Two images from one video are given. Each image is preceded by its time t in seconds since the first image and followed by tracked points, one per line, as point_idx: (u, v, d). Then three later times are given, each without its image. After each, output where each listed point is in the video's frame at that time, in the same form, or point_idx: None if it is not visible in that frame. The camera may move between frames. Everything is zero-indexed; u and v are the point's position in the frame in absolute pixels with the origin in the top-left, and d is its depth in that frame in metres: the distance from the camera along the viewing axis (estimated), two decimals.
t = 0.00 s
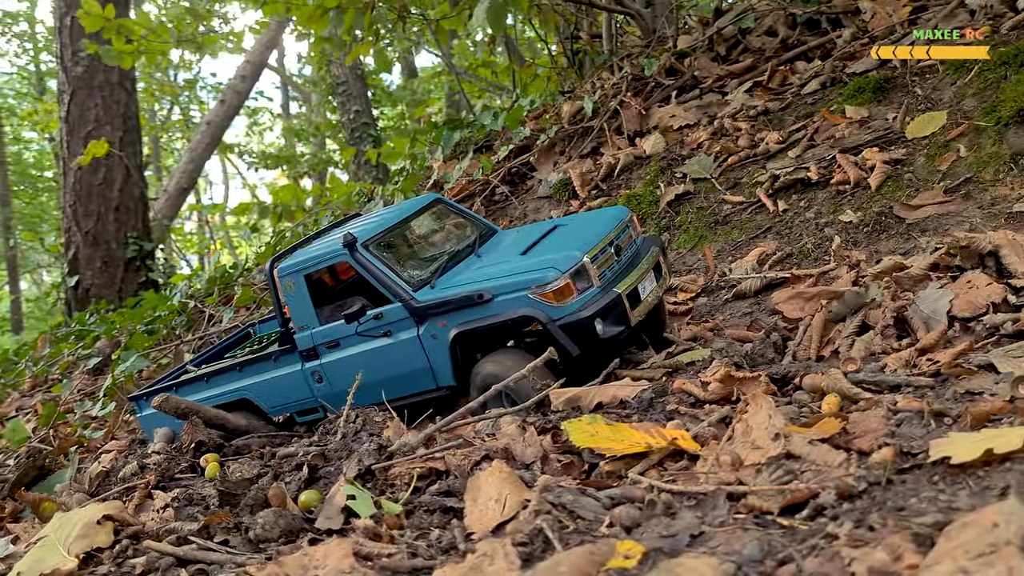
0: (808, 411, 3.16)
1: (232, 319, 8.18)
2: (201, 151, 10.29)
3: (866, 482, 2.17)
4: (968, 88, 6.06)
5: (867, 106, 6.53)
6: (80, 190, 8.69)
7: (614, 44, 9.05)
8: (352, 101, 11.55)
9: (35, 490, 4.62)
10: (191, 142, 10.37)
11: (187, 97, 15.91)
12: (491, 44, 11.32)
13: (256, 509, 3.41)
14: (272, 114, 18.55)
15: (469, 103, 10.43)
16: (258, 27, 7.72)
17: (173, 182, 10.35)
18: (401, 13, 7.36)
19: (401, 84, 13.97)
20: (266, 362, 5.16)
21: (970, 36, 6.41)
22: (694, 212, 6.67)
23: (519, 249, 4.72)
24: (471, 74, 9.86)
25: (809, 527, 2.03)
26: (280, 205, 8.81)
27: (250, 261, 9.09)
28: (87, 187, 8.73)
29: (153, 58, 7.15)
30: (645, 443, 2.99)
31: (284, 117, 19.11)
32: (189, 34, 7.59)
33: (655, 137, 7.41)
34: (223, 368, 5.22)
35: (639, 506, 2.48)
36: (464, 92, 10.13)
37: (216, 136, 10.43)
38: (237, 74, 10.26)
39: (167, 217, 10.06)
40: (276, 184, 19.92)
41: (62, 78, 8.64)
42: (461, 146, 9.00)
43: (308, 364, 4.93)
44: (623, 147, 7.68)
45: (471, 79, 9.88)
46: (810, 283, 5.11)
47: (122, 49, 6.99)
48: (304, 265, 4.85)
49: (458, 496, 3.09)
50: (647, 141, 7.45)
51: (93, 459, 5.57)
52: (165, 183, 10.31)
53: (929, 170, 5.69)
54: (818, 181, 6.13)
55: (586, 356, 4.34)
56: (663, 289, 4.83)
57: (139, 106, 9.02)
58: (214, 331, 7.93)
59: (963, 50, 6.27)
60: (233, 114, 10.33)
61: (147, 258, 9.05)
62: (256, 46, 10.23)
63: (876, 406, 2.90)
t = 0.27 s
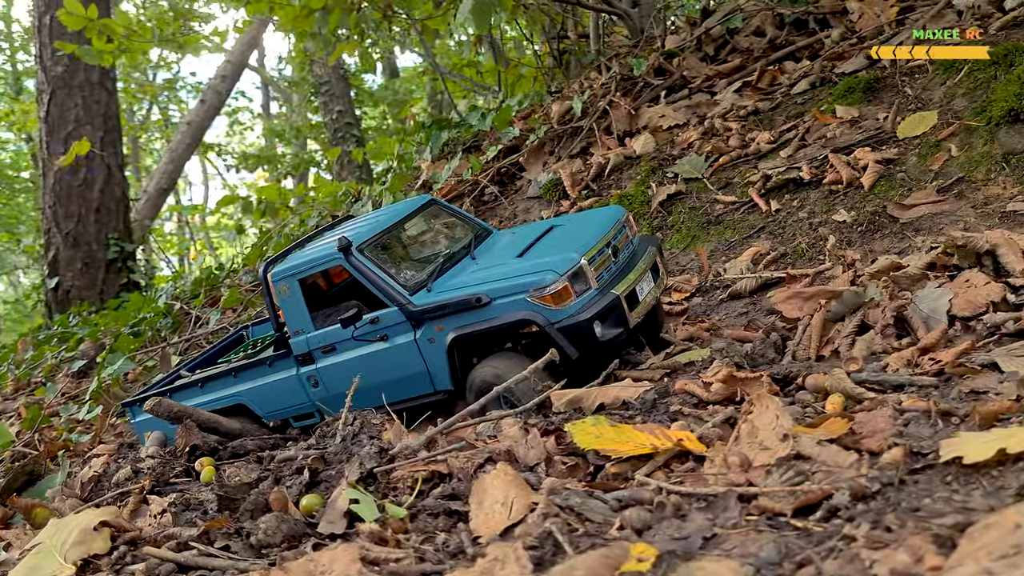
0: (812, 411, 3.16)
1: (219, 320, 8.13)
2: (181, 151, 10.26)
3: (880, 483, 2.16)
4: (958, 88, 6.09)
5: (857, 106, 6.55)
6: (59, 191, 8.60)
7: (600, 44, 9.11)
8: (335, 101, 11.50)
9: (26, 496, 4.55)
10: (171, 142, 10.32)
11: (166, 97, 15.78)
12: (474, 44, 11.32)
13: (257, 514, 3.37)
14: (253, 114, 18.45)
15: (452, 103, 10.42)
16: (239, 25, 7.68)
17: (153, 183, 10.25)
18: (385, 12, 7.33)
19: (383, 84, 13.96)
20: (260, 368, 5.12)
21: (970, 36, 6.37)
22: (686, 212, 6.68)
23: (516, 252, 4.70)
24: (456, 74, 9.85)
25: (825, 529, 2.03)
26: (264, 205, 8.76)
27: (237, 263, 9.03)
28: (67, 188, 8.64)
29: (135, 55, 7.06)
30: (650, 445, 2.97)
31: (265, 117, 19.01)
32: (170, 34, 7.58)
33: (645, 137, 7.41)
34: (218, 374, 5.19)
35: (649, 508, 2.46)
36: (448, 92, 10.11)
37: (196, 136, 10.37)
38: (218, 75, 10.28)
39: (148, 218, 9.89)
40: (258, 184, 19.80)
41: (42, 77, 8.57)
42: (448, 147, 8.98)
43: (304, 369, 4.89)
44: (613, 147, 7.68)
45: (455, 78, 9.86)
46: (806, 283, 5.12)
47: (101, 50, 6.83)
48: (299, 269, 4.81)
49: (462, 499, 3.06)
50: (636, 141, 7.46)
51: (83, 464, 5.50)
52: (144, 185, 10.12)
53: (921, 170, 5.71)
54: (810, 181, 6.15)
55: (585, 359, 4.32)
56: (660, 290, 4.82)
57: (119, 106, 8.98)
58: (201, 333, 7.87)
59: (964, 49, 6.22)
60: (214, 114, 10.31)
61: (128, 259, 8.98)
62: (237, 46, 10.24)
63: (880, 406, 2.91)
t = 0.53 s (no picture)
0: (816, 412, 3.16)
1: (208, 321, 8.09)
2: (165, 151, 10.18)
3: (892, 484, 2.17)
4: (950, 88, 6.12)
5: (849, 106, 6.57)
6: (43, 191, 8.57)
7: (590, 44, 9.11)
8: (320, 102, 11.46)
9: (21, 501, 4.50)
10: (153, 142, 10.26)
11: (148, 96, 15.64)
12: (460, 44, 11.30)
13: (260, 519, 3.35)
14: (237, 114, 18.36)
15: (437, 103, 10.40)
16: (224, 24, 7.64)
17: (136, 184, 10.17)
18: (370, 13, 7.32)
19: (368, 84, 13.94)
20: (257, 369, 5.09)
21: (970, 36, 6.33)
22: (680, 212, 6.69)
23: (514, 252, 4.68)
24: (443, 74, 9.84)
25: (839, 530, 2.04)
26: (251, 206, 8.72)
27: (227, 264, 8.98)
28: (50, 188, 8.61)
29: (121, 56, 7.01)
30: (656, 447, 2.96)
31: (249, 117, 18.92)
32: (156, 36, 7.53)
33: (637, 137, 7.42)
34: (214, 376, 5.15)
35: (659, 510, 2.46)
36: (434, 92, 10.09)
37: (180, 136, 10.29)
38: (200, 74, 10.18)
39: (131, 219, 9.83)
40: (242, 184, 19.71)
41: (24, 77, 8.54)
42: (438, 147, 8.96)
43: (301, 371, 4.86)
44: (605, 147, 7.68)
45: (442, 78, 9.85)
46: (804, 283, 5.12)
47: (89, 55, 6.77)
48: (296, 271, 4.78)
49: (468, 502, 3.05)
50: (628, 141, 7.46)
51: (75, 468, 5.44)
52: (128, 186, 10.12)
53: (914, 170, 5.73)
54: (804, 181, 6.17)
55: (585, 359, 4.31)
56: (659, 290, 4.81)
57: (103, 106, 8.95)
58: (192, 335, 7.82)
59: (964, 49, 6.18)
60: (197, 114, 10.25)
61: (113, 260, 8.94)
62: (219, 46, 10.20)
63: (886, 407, 2.91)
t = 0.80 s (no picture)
0: (816, 411, 3.17)
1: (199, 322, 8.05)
2: (151, 151, 10.12)
3: (896, 483, 2.19)
4: (941, 88, 6.15)
5: (841, 107, 6.60)
6: (29, 192, 8.54)
7: (580, 44, 9.13)
8: (308, 101, 11.42)
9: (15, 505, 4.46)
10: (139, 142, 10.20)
11: (133, 96, 15.54)
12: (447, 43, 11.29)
13: (260, 522, 3.33)
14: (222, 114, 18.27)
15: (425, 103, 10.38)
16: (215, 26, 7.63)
17: (122, 185, 10.10)
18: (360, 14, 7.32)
19: (355, 84, 13.90)
20: (254, 372, 5.08)
21: (970, 36, 6.30)
22: (674, 212, 6.71)
23: (512, 253, 4.68)
24: (432, 74, 9.82)
25: (846, 530, 2.06)
26: (241, 207, 8.70)
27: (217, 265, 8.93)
28: (36, 189, 8.57)
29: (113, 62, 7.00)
30: (658, 447, 2.96)
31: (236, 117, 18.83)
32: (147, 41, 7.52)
33: (629, 137, 7.43)
34: (211, 379, 5.14)
35: (663, 511, 2.47)
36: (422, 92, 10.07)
37: (167, 137, 10.23)
38: (186, 74, 10.15)
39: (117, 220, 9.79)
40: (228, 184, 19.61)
41: (10, 77, 8.48)
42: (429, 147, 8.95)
43: (300, 373, 4.85)
44: (597, 147, 7.70)
45: (431, 78, 9.83)
46: (799, 283, 5.15)
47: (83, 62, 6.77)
48: (293, 273, 4.76)
49: (470, 503, 3.05)
50: (620, 141, 7.48)
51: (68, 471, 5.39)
52: (114, 186, 10.09)
53: (907, 170, 5.76)
54: (797, 181, 6.19)
55: (585, 360, 4.31)
56: (657, 290, 4.83)
57: (90, 106, 8.92)
58: (183, 336, 7.78)
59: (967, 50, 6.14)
60: (183, 114, 10.19)
61: (100, 261, 8.89)
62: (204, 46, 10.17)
63: (886, 406, 2.93)
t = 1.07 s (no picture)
0: (813, 410, 3.19)
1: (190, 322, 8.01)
2: (139, 150, 10.07)
3: (895, 482, 2.20)
4: (932, 88, 6.18)
5: (833, 107, 6.62)
6: (17, 192, 8.47)
7: (572, 44, 9.13)
8: (298, 101, 11.38)
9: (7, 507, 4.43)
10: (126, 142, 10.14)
11: (121, 96, 15.45)
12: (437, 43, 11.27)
13: (257, 522, 3.32)
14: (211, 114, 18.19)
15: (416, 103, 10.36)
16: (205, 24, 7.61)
17: (110, 185, 10.04)
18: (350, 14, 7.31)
19: (344, 83, 13.87)
20: (250, 372, 5.06)
21: (970, 36, 6.28)
22: (667, 212, 6.72)
23: (509, 252, 4.68)
24: (423, 74, 9.81)
25: (845, 529, 2.07)
26: (231, 207, 8.66)
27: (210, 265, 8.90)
28: (24, 189, 8.51)
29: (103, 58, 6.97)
30: (656, 446, 2.96)
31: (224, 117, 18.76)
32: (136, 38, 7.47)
33: (622, 137, 7.44)
34: (206, 380, 5.12)
35: (663, 510, 2.47)
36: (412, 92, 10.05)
37: (155, 136, 10.18)
38: (175, 74, 10.12)
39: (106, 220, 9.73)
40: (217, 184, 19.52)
41: None
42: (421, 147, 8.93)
43: (296, 374, 4.84)
44: (589, 147, 7.70)
45: (422, 78, 9.81)
46: (792, 282, 5.17)
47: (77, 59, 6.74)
48: (289, 273, 4.75)
49: (469, 503, 3.05)
50: (613, 141, 7.48)
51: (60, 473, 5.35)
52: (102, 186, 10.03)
53: (899, 170, 5.79)
54: (790, 181, 6.21)
55: (582, 358, 4.31)
56: (653, 288, 4.84)
57: (79, 106, 8.86)
58: (174, 336, 7.74)
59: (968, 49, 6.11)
60: (172, 114, 10.15)
61: (89, 261, 8.85)
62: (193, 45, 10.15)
63: (883, 405, 2.95)
